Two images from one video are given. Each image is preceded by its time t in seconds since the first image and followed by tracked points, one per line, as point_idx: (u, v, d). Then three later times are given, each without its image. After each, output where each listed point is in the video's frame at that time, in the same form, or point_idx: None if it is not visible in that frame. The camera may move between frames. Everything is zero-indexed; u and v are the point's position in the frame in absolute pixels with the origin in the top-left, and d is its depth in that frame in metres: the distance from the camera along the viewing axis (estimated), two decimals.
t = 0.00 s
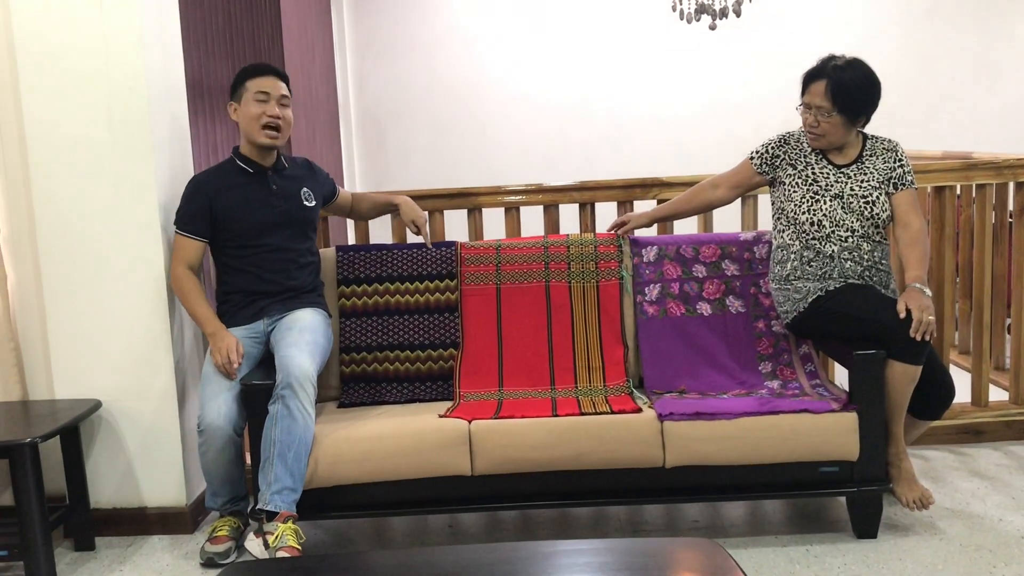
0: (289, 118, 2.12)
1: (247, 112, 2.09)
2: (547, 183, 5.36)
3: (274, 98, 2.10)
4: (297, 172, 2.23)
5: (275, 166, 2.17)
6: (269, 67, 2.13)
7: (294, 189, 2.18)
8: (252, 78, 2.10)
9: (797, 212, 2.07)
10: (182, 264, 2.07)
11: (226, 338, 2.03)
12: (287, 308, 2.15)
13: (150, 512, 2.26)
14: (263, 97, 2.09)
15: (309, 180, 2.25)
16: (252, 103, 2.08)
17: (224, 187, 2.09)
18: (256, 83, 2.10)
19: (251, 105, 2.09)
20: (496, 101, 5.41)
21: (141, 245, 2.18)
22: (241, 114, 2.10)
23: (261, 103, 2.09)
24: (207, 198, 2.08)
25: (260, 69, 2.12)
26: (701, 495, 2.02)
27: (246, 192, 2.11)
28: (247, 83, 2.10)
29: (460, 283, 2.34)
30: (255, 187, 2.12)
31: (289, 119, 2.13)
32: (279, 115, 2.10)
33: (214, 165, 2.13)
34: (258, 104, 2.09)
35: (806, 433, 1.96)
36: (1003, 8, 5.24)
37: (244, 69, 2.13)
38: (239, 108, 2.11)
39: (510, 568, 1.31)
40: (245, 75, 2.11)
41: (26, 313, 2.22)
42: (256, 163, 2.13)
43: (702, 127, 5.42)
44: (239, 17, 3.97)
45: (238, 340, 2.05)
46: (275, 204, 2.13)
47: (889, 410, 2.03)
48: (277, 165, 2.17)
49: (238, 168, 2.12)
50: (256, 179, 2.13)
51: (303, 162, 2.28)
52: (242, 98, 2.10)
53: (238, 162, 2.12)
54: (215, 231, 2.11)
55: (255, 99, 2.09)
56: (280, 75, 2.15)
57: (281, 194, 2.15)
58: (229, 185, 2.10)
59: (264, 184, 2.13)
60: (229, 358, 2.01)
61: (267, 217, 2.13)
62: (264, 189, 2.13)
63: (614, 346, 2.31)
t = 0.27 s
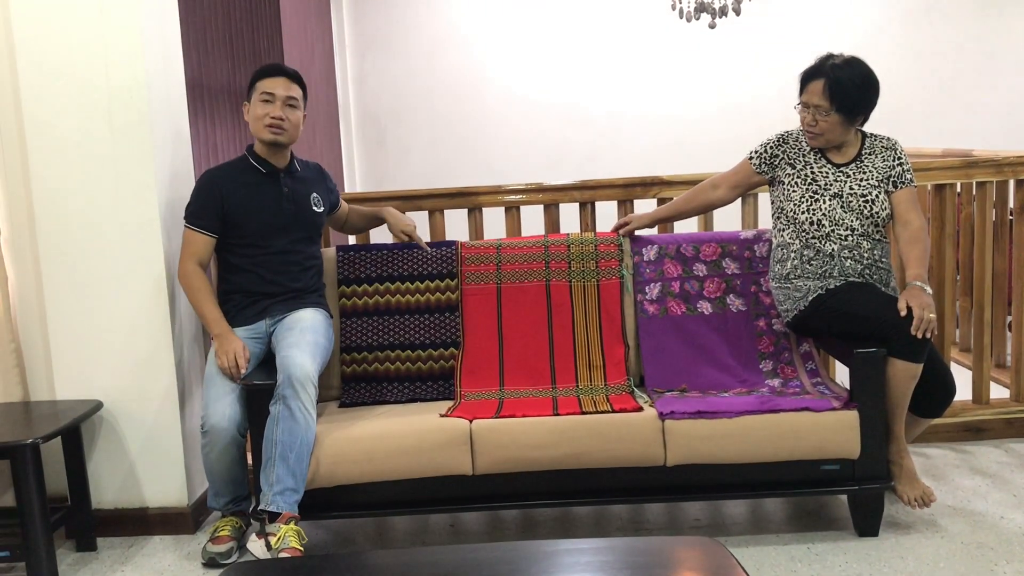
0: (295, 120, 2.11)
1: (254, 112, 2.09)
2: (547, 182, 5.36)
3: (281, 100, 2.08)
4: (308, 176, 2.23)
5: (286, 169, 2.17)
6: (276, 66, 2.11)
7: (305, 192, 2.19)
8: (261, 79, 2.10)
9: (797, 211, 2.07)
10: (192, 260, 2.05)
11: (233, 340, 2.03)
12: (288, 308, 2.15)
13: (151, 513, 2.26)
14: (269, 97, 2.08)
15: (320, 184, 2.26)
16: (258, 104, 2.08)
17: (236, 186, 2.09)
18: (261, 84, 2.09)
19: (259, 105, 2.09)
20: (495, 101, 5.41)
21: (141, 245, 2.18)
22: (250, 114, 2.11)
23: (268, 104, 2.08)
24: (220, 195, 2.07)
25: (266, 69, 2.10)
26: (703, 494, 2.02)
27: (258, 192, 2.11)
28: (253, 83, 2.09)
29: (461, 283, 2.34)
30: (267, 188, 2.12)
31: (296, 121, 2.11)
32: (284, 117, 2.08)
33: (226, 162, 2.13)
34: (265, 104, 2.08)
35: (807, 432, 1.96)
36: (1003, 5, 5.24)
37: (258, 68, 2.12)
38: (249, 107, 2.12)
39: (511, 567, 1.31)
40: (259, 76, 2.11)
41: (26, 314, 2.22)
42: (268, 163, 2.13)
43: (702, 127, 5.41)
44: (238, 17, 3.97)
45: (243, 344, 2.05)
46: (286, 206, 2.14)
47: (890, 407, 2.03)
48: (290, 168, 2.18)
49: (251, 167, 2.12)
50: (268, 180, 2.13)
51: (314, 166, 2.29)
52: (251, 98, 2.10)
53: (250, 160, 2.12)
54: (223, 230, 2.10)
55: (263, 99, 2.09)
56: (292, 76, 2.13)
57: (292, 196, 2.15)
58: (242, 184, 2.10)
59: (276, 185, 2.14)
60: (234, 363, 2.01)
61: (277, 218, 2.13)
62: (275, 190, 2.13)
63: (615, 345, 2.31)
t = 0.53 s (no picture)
0: (302, 125, 2.11)
1: (261, 116, 2.09)
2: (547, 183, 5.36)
3: (288, 104, 2.08)
4: (314, 180, 2.22)
5: (292, 172, 2.16)
6: (284, 69, 2.10)
7: (310, 195, 2.19)
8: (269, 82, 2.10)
9: (797, 212, 2.08)
10: (195, 259, 2.05)
11: (234, 341, 2.03)
12: (288, 309, 2.15)
13: (151, 514, 2.26)
14: (277, 101, 2.08)
15: (325, 188, 2.25)
16: (266, 107, 2.08)
17: (241, 187, 2.08)
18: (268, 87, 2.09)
19: (266, 108, 2.09)
20: (495, 101, 5.41)
21: (141, 247, 2.18)
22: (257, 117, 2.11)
23: (275, 108, 2.08)
24: (224, 196, 2.06)
25: (274, 71, 2.10)
26: (703, 494, 2.01)
27: (263, 193, 2.10)
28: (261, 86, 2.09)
29: (461, 284, 2.34)
30: (272, 191, 2.12)
31: (302, 126, 2.12)
32: (291, 121, 2.08)
33: (232, 163, 2.12)
34: (272, 108, 2.08)
35: (808, 432, 1.96)
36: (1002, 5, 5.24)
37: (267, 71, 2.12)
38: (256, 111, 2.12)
39: (511, 568, 1.30)
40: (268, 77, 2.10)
41: (27, 315, 2.22)
42: (273, 165, 2.12)
43: (702, 126, 5.41)
44: (238, 18, 3.97)
45: (245, 345, 2.05)
46: (291, 209, 2.13)
47: (891, 407, 2.03)
48: (296, 171, 2.17)
49: (256, 169, 2.12)
50: (273, 182, 2.12)
51: (319, 168, 2.28)
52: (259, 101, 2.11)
53: (256, 161, 2.12)
54: (225, 231, 2.09)
55: (270, 103, 2.09)
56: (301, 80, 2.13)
57: (296, 199, 2.14)
58: (247, 186, 2.09)
59: (281, 188, 2.13)
60: (236, 364, 2.01)
61: (280, 221, 2.12)
62: (280, 192, 2.12)
63: (615, 345, 2.30)
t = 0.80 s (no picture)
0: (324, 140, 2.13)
1: (286, 130, 2.07)
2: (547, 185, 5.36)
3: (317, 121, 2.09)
4: (315, 184, 2.22)
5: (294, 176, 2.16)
6: (309, 83, 2.09)
7: (311, 200, 2.19)
8: (291, 94, 2.07)
9: (796, 215, 2.07)
10: (195, 262, 2.05)
11: (235, 344, 2.03)
12: (289, 311, 2.15)
13: (152, 517, 2.26)
14: (306, 118, 2.08)
15: (326, 193, 2.25)
16: (294, 124, 2.06)
17: (242, 191, 2.08)
18: (297, 101, 2.07)
19: (293, 124, 2.06)
20: (496, 103, 5.41)
21: (142, 249, 2.18)
22: (277, 129, 2.08)
23: (304, 125, 2.08)
24: (225, 200, 2.06)
25: (301, 85, 2.08)
26: (704, 497, 2.01)
27: (264, 198, 2.10)
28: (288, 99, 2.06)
29: (461, 286, 2.34)
30: (273, 196, 2.12)
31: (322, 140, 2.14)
32: (318, 138, 2.10)
33: (234, 166, 2.12)
34: (301, 124, 2.07)
35: (808, 435, 1.96)
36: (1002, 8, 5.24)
37: (280, 77, 2.09)
38: (275, 121, 2.08)
39: (511, 571, 1.30)
40: (277, 83, 2.08)
41: (27, 318, 2.22)
42: (277, 171, 2.12)
43: (703, 129, 5.41)
44: (238, 20, 3.97)
45: (246, 347, 2.05)
46: (292, 214, 2.14)
47: (891, 410, 2.03)
48: (297, 176, 2.17)
49: (258, 174, 2.11)
50: (275, 187, 2.12)
51: (321, 172, 2.28)
52: (282, 114, 2.07)
53: (258, 166, 2.11)
54: (226, 234, 2.10)
55: (297, 119, 2.07)
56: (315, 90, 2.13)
57: (297, 205, 2.15)
58: (249, 192, 2.09)
59: (283, 193, 2.13)
60: (236, 367, 2.01)
61: (281, 226, 2.13)
62: (281, 197, 2.13)
63: (615, 348, 2.31)
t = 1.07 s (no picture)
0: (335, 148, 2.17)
1: (307, 146, 2.07)
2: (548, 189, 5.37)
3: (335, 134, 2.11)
4: (316, 190, 2.23)
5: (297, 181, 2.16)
6: (326, 96, 2.09)
7: (312, 206, 2.19)
8: (311, 109, 2.06)
9: (795, 221, 2.08)
10: (195, 268, 2.05)
11: (235, 349, 2.03)
12: (289, 316, 2.15)
13: (152, 521, 2.26)
14: (325, 133, 2.09)
15: (326, 198, 2.26)
16: (316, 140, 2.07)
17: (243, 196, 2.09)
18: (318, 117, 2.07)
19: (313, 140, 2.07)
20: (496, 107, 5.41)
21: (143, 253, 2.18)
22: (296, 144, 2.07)
23: (324, 140, 2.09)
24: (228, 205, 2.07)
25: (320, 99, 2.07)
26: (704, 502, 2.01)
27: (265, 203, 2.11)
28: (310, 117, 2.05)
29: (462, 291, 2.34)
30: (275, 201, 2.12)
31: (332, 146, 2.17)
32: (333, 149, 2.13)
33: (235, 171, 2.12)
34: (321, 139, 2.08)
35: (809, 440, 1.96)
36: (1002, 13, 5.25)
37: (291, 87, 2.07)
38: (293, 135, 2.07)
39: None
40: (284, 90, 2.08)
41: (27, 322, 2.22)
42: (280, 177, 2.12)
43: (703, 133, 5.42)
44: (239, 24, 3.98)
45: (246, 353, 2.05)
46: (293, 220, 2.14)
47: (892, 416, 2.02)
48: (298, 182, 2.17)
49: (261, 179, 2.11)
50: (277, 193, 2.12)
51: (323, 178, 2.28)
52: (303, 130, 2.06)
53: (260, 172, 2.11)
54: (226, 239, 2.10)
55: (317, 134, 2.08)
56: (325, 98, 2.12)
57: (298, 211, 2.15)
58: (250, 198, 2.09)
59: (284, 199, 2.13)
60: (237, 372, 2.01)
61: (281, 231, 2.13)
62: (282, 202, 2.13)
63: (616, 353, 2.31)
